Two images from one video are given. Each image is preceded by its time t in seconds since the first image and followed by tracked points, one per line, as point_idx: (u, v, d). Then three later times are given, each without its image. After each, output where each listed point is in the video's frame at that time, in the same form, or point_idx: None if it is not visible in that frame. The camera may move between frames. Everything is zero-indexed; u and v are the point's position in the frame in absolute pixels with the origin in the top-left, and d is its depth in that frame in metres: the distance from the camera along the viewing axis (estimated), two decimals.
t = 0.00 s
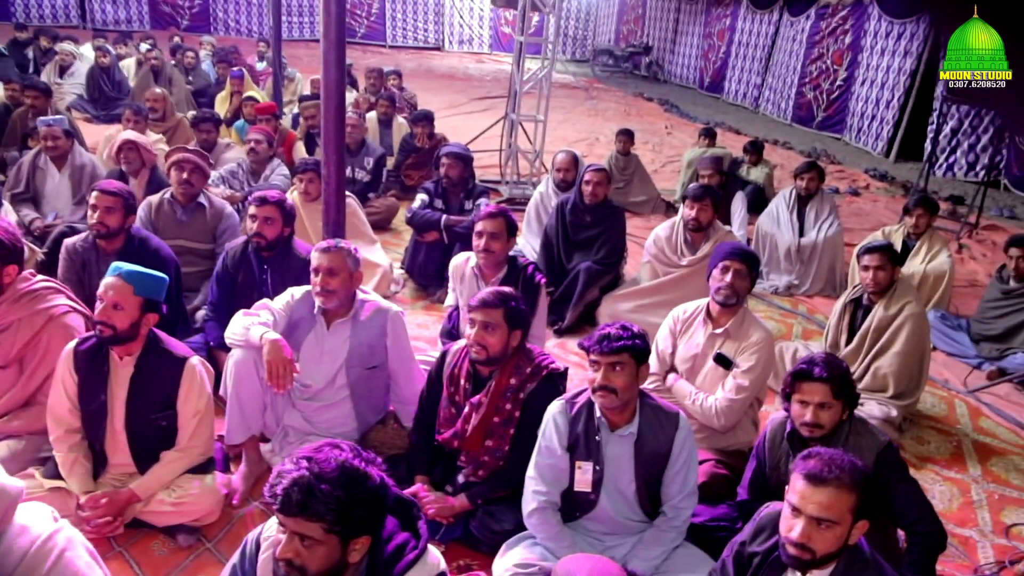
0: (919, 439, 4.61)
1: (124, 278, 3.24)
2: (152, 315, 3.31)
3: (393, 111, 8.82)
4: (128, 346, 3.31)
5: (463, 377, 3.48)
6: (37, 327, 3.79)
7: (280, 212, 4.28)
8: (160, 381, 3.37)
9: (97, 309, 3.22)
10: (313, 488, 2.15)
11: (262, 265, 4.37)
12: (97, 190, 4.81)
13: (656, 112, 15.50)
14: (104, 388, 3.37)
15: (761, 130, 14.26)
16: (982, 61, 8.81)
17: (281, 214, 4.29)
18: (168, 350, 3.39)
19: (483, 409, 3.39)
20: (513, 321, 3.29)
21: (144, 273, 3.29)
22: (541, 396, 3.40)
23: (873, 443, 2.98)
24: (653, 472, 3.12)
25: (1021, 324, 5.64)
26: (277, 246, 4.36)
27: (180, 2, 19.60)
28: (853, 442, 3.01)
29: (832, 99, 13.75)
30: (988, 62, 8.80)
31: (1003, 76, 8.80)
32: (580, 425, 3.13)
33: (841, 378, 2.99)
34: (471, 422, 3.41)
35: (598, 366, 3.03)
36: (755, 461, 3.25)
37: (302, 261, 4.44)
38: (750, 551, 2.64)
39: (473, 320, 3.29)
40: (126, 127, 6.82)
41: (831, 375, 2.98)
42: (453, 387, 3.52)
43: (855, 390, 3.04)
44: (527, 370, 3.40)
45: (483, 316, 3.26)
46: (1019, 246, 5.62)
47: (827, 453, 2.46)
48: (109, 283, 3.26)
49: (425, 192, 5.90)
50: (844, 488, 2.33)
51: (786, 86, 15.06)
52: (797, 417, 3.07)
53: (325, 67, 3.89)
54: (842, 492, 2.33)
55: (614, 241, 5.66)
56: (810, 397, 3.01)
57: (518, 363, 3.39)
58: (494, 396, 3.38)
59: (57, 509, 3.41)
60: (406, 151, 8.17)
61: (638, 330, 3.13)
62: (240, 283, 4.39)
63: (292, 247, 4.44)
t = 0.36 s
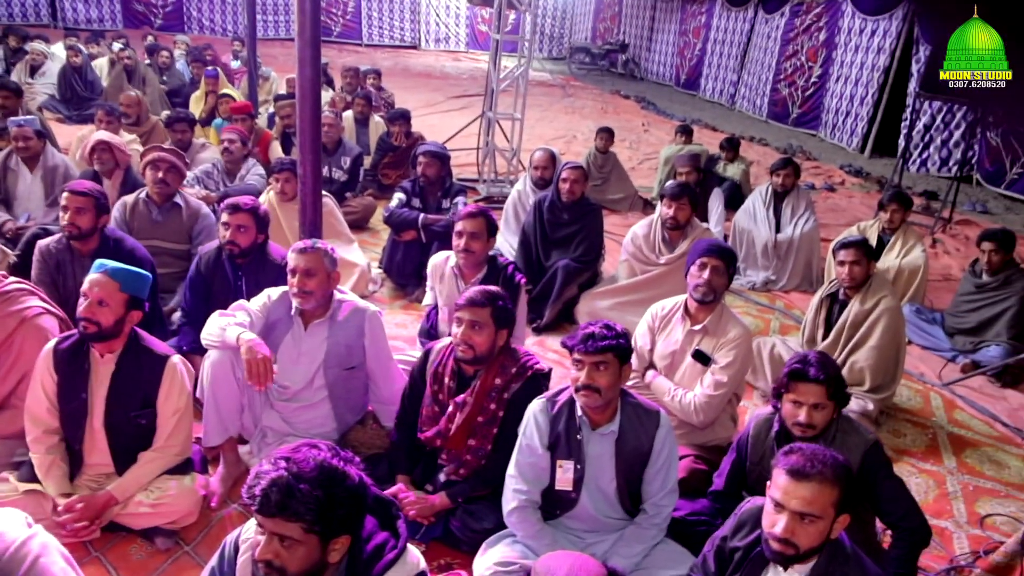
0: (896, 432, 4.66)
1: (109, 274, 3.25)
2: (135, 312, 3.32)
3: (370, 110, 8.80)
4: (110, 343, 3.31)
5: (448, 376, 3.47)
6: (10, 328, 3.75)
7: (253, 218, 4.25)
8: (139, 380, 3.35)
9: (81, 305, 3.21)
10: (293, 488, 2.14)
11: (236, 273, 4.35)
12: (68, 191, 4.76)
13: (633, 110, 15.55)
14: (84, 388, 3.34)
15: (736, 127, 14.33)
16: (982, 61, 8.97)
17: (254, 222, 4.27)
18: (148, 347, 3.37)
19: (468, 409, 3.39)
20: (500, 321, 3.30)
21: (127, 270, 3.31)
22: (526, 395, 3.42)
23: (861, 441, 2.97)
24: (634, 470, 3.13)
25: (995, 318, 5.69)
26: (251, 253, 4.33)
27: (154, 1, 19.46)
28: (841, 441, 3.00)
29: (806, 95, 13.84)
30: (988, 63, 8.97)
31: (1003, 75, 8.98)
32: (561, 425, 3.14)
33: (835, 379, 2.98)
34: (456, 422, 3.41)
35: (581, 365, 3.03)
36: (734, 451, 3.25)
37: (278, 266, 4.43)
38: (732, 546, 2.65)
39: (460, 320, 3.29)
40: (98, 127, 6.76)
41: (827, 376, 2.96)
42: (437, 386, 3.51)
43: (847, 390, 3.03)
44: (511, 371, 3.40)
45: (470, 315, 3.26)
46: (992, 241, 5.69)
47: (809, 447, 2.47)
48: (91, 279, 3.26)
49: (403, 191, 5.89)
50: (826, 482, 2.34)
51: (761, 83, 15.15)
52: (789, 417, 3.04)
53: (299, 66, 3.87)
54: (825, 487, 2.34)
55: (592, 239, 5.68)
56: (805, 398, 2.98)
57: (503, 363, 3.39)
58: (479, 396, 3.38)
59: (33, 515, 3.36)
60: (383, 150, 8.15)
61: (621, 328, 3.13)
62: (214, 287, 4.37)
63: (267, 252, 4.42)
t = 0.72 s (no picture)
0: (867, 423, 4.72)
1: (80, 277, 3.20)
2: (108, 315, 3.28)
3: (341, 108, 8.75)
4: (81, 347, 3.26)
5: (399, 373, 3.47)
6: None
7: (222, 221, 4.21)
8: (110, 384, 3.30)
9: (52, 309, 3.16)
10: (265, 489, 2.12)
11: (206, 275, 4.30)
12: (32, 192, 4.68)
13: (605, 106, 15.60)
14: (54, 392, 3.29)
15: (708, 122, 14.41)
16: (982, 62, 9.12)
17: (223, 224, 4.23)
18: (120, 350, 3.33)
19: (420, 402, 3.40)
20: (437, 311, 3.26)
21: (99, 272, 3.27)
22: (477, 380, 3.42)
23: (819, 433, 3.01)
24: (609, 465, 3.14)
25: (963, 308, 5.76)
26: (221, 255, 4.29)
27: None
28: (800, 432, 3.03)
29: (776, 90, 13.95)
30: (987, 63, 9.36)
31: (1002, 75, 9.88)
32: (538, 420, 3.14)
33: (787, 375, 3.01)
34: (411, 416, 3.42)
35: (559, 359, 3.03)
36: (702, 453, 3.27)
37: (248, 269, 4.36)
38: (702, 535, 2.67)
39: (398, 315, 3.27)
40: (64, 127, 6.66)
41: (779, 374, 2.99)
42: (390, 385, 3.50)
43: (802, 385, 3.06)
44: (458, 358, 3.41)
45: (406, 310, 3.24)
46: (959, 233, 5.75)
47: (765, 429, 2.50)
48: (62, 282, 3.21)
49: (374, 189, 5.87)
50: (782, 460, 2.37)
51: (731, 78, 15.25)
52: (747, 418, 3.07)
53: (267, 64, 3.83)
54: (781, 464, 2.37)
55: (564, 235, 5.70)
56: (760, 398, 3.01)
57: (448, 351, 3.39)
58: (428, 387, 3.38)
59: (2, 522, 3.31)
60: (354, 148, 8.11)
61: (597, 324, 3.15)
62: (184, 289, 4.33)
63: (237, 254, 4.36)
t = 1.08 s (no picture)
0: (836, 414, 4.78)
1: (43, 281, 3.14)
2: (73, 319, 3.24)
3: (308, 106, 8.69)
4: (46, 352, 3.22)
5: (372, 371, 3.45)
6: None
7: (191, 216, 4.16)
8: (76, 389, 3.25)
9: (15, 315, 3.10)
10: (236, 491, 2.10)
11: (174, 273, 4.26)
12: None
13: (574, 102, 15.63)
14: (18, 398, 3.24)
15: (676, 118, 14.49)
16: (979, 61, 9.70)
17: (192, 218, 4.18)
18: (85, 354, 3.29)
19: (395, 398, 3.37)
20: (413, 307, 3.27)
21: (64, 276, 3.21)
22: (452, 375, 3.42)
23: (786, 423, 3.03)
24: (582, 460, 3.15)
25: (928, 300, 5.85)
26: (189, 251, 4.25)
27: None
28: (767, 423, 3.05)
29: (743, 86, 14.05)
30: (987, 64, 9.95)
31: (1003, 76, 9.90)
32: (510, 417, 3.14)
33: (751, 364, 3.03)
34: (385, 414, 3.39)
35: (534, 355, 3.02)
36: (673, 447, 3.29)
37: (217, 265, 4.34)
38: (673, 528, 2.69)
39: (373, 309, 3.26)
40: (25, 126, 6.54)
41: (743, 364, 3.01)
42: (362, 383, 3.48)
43: (765, 375, 3.08)
44: (432, 353, 3.41)
45: (382, 303, 3.24)
46: (923, 226, 5.83)
47: (732, 422, 2.52)
48: (25, 286, 3.15)
49: (343, 187, 5.84)
50: (749, 452, 2.39)
51: (699, 73, 15.35)
52: (713, 408, 3.08)
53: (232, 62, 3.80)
54: (747, 456, 2.39)
55: (535, 231, 5.71)
56: (725, 386, 3.03)
57: (423, 347, 3.39)
58: (404, 383, 3.37)
59: None
60: (323, 146, 8.06)
61: (571, 319, 3.16)
62: (153, 290, 4.27)
63: (206, 251, 4.34)
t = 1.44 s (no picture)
0: (812, 407, 4.81)
1: (13, 283, 3.09)
2: (44, 321, 3.19)
3: (281, 104, 8.63)
4: (17, 355, 3.16)
5: (375, 369, 3.42)
6: None
7: (164, 210, 4.12)
8: (49, 392, 3.21)
9: None
10: (213, 492, 2.08)
11: (148, 268, 4.20)
12: None
13: (549, 98, 15.64)
14: None
15: (649, 113, 14.53)
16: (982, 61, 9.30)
17: (165, 212, 4.13)
18: (59, 357, 3.25)
19: (402, 401, 3.34)
20: (431, 311, 3.28)
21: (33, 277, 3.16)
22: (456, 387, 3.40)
23: (767, 416, 3.06)
24: (560, 456, 3.16)
25: (901, 292, 5.92)
26: (163, 246, 4.20)
27: None
28: (750, 415, 3.08)
29: (717, 81, 14.13)
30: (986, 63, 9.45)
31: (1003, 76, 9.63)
32: (488, 413, 3.14)
33: (736, 356, 3.04)
34: (390, 415, 3.36)
35: (514, 351, 3.02)
36: (654, 442, 3.31)
37: (191, 261, 4.30)
38: (656, 526, 2.70)
39: (393, 310, 3.24)
40: None
41: (727, 355, 3.02)
42: (364, 379, 3.45)
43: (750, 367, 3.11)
44: (444, 362, 3.38)
45: (404, 306, 3.23)
46: (895, 219, 5.88)
47: (722, 425, 2.53)
48: None
49: (317, 186, 5.81)
50: (739, 457, 2.40)
51: (673, 69, 15.40)
52: (697, 400, 3.11)
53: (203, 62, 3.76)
54: (738, 462, 2.39)
55: (509, 227, 5.71)
56: (709, 377, 3.04)
57: (435, 354, 3.37)
58: (413, 387, 3.34)
59: None
60: (297, 145, 8.01)
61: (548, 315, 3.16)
62: (126, 288, 4.23)
63: (180, 247, 4.30)
